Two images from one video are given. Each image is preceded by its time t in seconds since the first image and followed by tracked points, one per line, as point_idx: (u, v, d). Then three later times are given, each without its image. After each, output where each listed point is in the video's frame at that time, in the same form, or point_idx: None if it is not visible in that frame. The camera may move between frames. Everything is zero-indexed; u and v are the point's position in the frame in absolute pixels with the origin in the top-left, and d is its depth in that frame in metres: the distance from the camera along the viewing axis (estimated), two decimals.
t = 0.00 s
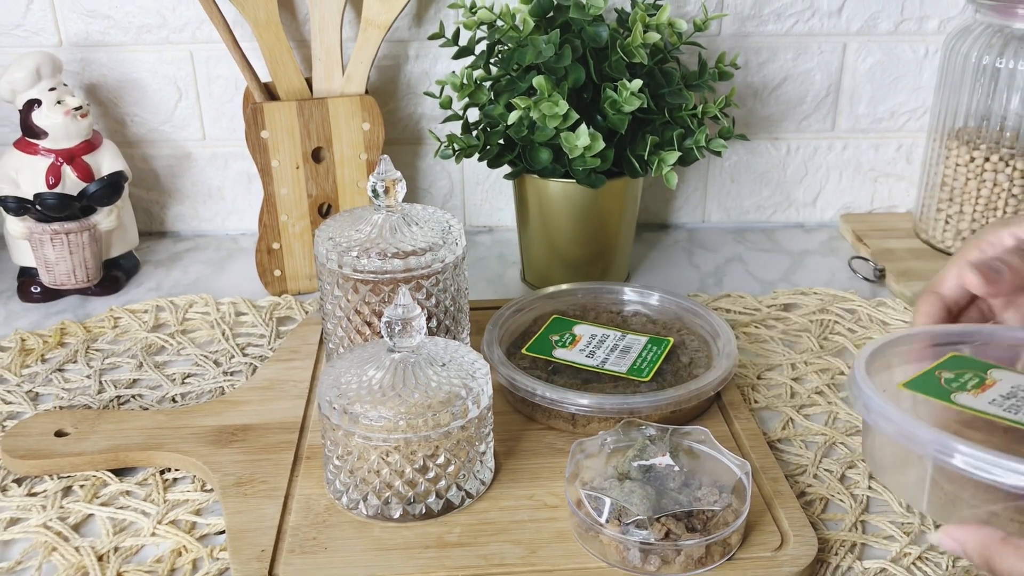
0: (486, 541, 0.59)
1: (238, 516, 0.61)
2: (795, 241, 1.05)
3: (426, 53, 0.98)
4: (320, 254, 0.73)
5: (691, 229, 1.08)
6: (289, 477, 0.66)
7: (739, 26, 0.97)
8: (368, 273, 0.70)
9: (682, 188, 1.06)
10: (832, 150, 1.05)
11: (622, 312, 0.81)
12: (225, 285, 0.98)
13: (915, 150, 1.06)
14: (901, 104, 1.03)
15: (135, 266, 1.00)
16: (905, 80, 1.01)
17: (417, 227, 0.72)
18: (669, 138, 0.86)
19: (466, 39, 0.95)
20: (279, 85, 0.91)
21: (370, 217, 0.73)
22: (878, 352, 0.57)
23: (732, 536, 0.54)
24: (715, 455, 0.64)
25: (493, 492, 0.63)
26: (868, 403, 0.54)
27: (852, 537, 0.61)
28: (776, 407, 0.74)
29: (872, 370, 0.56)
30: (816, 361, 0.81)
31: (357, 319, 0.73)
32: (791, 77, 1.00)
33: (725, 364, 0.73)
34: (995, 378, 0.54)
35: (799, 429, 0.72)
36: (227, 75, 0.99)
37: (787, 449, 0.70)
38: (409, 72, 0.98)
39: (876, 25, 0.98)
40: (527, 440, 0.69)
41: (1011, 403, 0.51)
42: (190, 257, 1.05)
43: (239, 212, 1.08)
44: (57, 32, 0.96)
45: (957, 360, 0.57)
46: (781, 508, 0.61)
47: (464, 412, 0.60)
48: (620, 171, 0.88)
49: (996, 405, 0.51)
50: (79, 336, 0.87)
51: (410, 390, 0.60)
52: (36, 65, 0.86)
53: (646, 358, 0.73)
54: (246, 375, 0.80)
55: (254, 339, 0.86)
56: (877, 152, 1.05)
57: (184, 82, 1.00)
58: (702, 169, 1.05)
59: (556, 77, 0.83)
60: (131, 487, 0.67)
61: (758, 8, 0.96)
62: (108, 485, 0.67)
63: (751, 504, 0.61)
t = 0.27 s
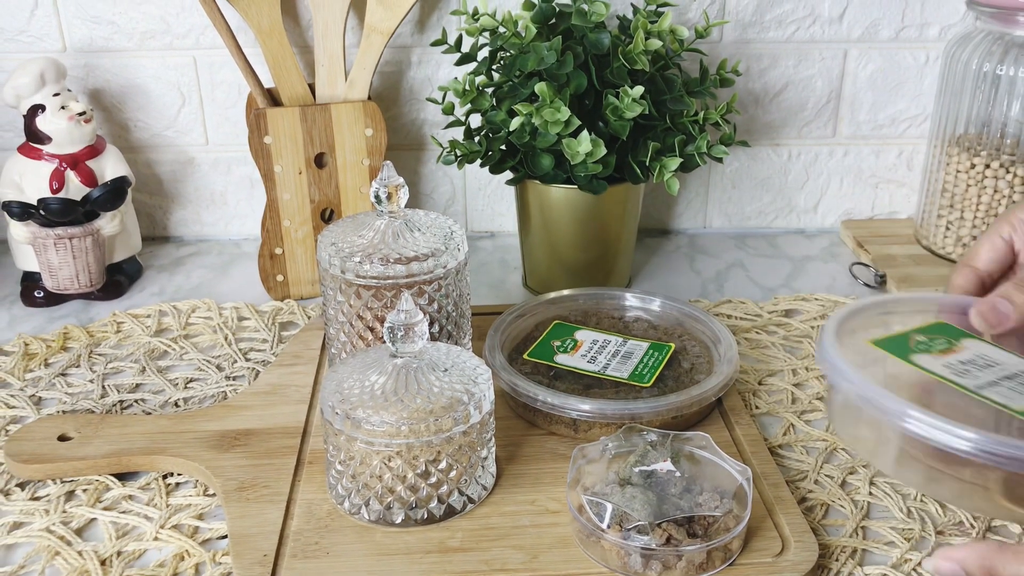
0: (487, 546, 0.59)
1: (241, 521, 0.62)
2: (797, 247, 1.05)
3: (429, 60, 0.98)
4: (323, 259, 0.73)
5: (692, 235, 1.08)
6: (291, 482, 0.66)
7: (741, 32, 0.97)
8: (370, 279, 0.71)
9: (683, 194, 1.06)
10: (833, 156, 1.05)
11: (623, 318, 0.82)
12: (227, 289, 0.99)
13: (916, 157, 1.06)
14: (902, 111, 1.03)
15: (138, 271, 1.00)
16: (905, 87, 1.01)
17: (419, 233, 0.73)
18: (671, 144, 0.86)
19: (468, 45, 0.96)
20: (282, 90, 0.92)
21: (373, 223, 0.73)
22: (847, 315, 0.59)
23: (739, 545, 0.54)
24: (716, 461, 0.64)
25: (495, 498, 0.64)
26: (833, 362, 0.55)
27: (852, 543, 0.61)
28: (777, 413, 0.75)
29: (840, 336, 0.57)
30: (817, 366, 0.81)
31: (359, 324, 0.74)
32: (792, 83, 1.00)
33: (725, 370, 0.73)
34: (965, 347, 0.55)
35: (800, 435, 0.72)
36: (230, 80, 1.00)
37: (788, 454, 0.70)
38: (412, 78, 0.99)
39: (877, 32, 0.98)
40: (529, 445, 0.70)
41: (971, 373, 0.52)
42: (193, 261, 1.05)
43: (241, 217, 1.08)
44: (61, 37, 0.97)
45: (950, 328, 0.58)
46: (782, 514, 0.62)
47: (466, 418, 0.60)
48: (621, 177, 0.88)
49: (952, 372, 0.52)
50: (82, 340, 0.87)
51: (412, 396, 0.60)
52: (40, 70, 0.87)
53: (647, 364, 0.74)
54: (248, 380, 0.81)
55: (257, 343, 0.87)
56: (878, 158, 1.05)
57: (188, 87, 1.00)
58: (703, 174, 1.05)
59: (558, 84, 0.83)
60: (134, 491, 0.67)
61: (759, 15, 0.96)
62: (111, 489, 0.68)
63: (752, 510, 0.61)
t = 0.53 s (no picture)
0: (490, 551, 0.59)
1: (243, 525, 0.62)
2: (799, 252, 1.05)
3: (431, 64, 0.98)
4: (325, 264, 0.73)
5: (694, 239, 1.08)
6: (293, 486, 0.66)
7: (744, 37, 0.97)
8: (373, 283, 0.71)
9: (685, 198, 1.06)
10: (836, 161, 1.05)
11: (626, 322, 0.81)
12: (230, 293, 0.99)
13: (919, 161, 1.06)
14: (905, 115, 1.03)
15: (140, 274, 1.00)
16: (908, 91, 1.01)
17: (422, 237, 0.73)
18: (674, 149, 0.86)
19: (471, 50, 0.96)
20: (285, 95, 0.92)
21: (375, 227, 0.73)
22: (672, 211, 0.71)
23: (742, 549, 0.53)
24: (720, 467, 0.64)
25: (497, 503, 0.63)
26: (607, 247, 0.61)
27: (856, 549, 0.60)
28: (780, 418, 0.74)
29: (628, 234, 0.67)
30: (819, 372, 0.81)
31: (362, 329, 0.74)
32: (795, 88, 1.00)
33: (729, 375, 0.73)
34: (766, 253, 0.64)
35: (802, 440, 0.72)
36: (233, 84, 1.00)
37: (791, 460, 0.69)
38: (414, 82, 0.99)
39: (880, 37, 0.98)
40: (531, 450, 0.69)
41: (721, 260, 0.62)
42: (196, 265, 1.05)
43: (244, 221, 1.08)
44: (64, 41, 0.97)
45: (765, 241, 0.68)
46: (786, 520, 0.61)
47: (468, 423, 0.60)
48: (624, 181, 0.88)
49: (707, 253, 0.63)
50: (84, 344, 0.87)
51: (415, 401, 0.60)
52: (43, 74, 0.87)
53: (650, 368, 0.74)
54: (251, 385, 0.81)
55: (259, 347, 0.86)
56: (881, 163, 1.05)
57: (191, 91, 1.00)
58: (705, 179, 1.05)
59: (561, 88, 0.83)
60: (136, 496, 0.67)
61: (762, 19, 0.96)
62: (113, 493, 0.68)
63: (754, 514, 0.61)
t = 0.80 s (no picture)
0: (489, 555, 0.59)
1: (241, 529, 0.61)
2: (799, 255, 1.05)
3: (431, 67, 0.98)
4: (324, 267, 0.73)
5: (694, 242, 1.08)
6: (292, 490, 0.66)
7: (743, 39, 0.97)
8: (372, 286, 0.71)
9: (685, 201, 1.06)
10: (836, 163, 1.05)
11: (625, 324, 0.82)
12: (229, 296, 0.99)
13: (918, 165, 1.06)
14: (904, 118, 1.03)
15: (139, 278, 1.00)
16: (908, 94, 1.01)
17: (421, 240, 0.73)
18: (673, 152, 0.86)
19: (470, 53, 0.96)
20: (284, 98, 0.92)
21: (374, 230, 0.73)
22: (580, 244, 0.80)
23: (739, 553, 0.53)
24: (719, 470, 0.64)
25: (497, 507, 0.63)
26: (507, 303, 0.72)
27: (855, 552, 0.60)
28: (779, 422, 0.74)
29: (527, 291, 0.74)
30: (818, 374, 0.81)
31: (361, 332, 0.73)
32: (794, 91, 1.00)
33: (730, 379, 0.73)
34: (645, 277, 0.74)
35: (802, 443, 0.72)
36: (233, 87, 1.00)
37: (790, 463, 0.69)
38: (414, 85, 0.99)
39: (879, 40, 0.98)
40: (530, 453, 0.69)
41: (608, 291, 0.72)
42: (195, 268, 1.05)
43: (244, 224, 1.08)
44: (63, 45, 0.97)
45: (660, 264, 0.76)
46: (785, 524, 0.61)
47: (467, 426, 0.60)
48: (623, 184, 0.88)
49: (598, 284, 0.73)
50: (84, 347, 0.87)
51: (414, 404, 0.60)
52: (43, 78, 0.87)
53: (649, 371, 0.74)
54: (250, 388, 0.80)
55: (258, 351, 0.86)
56: (881, 166, 1.05)
57: (190, 94, 1.00)
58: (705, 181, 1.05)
59: (561, 91, 0.83)
60: (135, 499, 0.67)
61: (761, 22, 0.96)
62: (112, 497, 0.67)
63: (754, 518, 0.61)
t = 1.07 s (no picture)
0: (487, 557, 0.59)
1: (239, 532, 0.61)
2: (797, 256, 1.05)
3: (429, 69, 0.98)
4: (322, 269, 0.73)
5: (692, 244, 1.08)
6: (290, 492, 0.66)
7: (741, 41, 0.97)
8: (370, 289, 0.71)
9: (683, 203, 1.06)
10: (834, 165, 1.05)
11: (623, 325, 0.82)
12: (227, 299, 0.99)
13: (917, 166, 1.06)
14: (903, 119, 1.03)
15: (138, 280, 1.00)
16: (906, 95, 1.01)
17: (419, 242, 0.73)
18: (671, 154, 0.86)
19: (469, 55, 0.96)
20: (283, 100, 0.92)
21: (372, 233, 0.73)
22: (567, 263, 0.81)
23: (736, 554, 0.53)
24: (716, 471, 0.64)
25: (494, 509, 0.63)
26: (494, 335, 0.73)
27: (853, 554, 0.60)
28: (777, 424, 0.74)
29: (513, 326, 0.75)
30: (817, 376, 0.81)
31: (359, 334, 0.74)
32: (792, 93, 1.00)
33: (730, 380, 0.73)
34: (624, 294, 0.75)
35: (800, 445, 0.72)
36: (231, 90, 1.00)
37: (788, 465, 0.69)
38: (412, 87, 0.99)
39: (877, 41, 0.98)
40: (528, 455, 0.69)
41: (592, 317, 0.73)
42: (193, 271, 1.05)
43: (242, 226, 1.08)
44: (62, 47, 0.97)
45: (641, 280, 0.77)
46: (782, 526, 0.61)
47: (465, 429, 0.60)
48: (621, 186, 0.88)
49: (581, 311, 0.73)
50: (82, 350, 0.87)
51: (412, 407, 0.60)
52: (41, 80, 0.87)
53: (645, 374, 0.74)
54: (248, 390, 0.81)
55: (256, 353, 0.86)
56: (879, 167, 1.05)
57: (188, 97, 1.00)
58: (703, 183, 1.05)
59: (559, 93, 0.83)
60: (133, 502, 0.67)
61: (759, 24, 0.96)
62: (110, 500, 0.67)
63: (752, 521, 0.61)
